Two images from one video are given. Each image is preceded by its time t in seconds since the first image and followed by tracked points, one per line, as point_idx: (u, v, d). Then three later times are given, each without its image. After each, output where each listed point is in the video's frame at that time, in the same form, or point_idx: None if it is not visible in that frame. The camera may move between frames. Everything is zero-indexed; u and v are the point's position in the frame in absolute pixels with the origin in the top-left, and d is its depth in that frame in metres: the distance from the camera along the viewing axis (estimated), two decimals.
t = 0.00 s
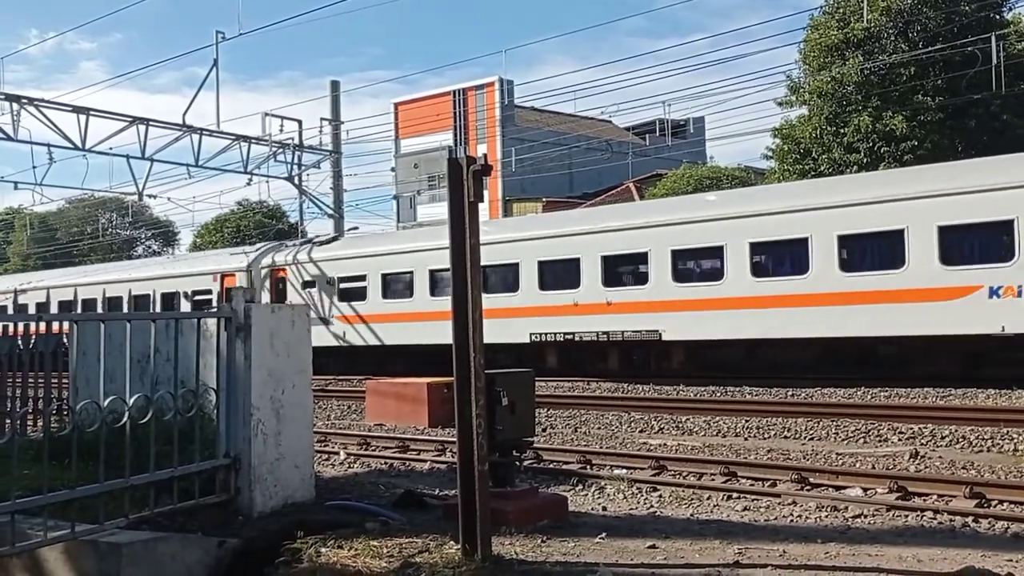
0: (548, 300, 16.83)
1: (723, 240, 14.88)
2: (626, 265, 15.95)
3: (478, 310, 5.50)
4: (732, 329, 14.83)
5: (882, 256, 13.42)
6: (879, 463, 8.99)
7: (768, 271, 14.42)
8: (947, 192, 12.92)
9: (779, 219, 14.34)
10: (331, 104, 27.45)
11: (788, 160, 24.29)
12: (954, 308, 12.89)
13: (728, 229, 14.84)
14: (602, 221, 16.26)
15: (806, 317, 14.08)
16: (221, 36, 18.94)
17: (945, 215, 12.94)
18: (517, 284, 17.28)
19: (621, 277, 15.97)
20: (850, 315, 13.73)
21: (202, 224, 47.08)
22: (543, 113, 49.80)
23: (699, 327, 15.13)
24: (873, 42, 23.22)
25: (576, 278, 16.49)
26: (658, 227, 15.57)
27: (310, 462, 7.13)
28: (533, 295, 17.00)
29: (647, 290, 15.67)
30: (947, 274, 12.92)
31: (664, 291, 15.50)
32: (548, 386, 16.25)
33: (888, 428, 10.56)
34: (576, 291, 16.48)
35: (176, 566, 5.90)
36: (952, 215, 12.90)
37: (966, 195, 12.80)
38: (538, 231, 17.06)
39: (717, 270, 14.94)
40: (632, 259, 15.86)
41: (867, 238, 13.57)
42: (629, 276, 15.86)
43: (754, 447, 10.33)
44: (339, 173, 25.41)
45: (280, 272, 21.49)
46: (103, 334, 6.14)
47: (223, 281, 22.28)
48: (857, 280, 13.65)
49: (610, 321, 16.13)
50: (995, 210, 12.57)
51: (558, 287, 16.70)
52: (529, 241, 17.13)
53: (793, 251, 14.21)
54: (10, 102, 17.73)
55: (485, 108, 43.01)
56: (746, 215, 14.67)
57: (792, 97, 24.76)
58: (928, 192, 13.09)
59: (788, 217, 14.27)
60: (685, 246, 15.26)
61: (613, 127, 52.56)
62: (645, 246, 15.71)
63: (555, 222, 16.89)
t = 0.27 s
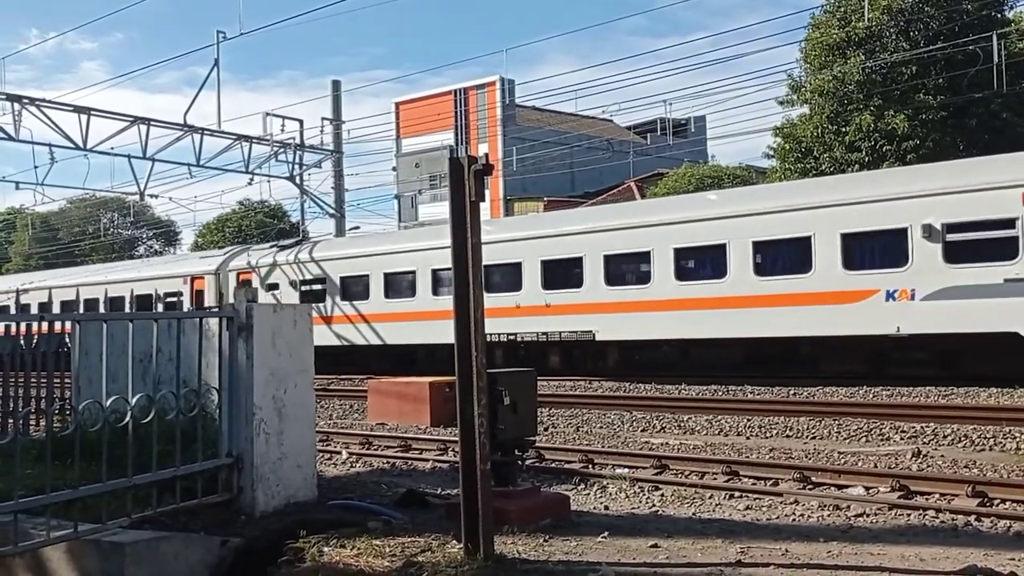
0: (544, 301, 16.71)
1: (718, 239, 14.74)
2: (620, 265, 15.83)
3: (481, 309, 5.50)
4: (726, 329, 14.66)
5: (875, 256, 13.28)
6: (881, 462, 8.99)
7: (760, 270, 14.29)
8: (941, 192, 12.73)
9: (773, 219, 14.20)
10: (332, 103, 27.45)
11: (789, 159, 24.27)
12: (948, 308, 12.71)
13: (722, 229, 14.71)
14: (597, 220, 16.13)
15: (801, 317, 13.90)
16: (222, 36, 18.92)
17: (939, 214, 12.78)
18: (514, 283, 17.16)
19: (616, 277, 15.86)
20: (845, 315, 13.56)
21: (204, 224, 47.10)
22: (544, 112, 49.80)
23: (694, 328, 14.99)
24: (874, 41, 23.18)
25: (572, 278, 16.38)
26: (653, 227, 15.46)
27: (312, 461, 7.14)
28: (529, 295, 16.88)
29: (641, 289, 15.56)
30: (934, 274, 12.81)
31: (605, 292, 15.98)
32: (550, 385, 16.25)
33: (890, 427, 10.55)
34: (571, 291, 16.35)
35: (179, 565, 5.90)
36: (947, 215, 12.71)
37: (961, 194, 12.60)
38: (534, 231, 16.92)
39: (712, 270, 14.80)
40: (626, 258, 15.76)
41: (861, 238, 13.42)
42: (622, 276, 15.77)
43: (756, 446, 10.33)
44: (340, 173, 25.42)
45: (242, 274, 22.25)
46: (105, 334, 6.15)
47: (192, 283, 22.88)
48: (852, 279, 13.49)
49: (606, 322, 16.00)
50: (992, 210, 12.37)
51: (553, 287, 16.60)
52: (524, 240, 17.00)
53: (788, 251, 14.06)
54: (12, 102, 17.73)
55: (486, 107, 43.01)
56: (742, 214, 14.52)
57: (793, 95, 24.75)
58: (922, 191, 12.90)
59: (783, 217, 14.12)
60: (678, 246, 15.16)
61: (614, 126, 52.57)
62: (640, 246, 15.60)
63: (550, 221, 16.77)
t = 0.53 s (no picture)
0: (539, 300, 16.77)
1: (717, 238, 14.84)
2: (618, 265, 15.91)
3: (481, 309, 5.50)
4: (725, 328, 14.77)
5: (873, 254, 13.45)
6: (881, 462, 8.99)
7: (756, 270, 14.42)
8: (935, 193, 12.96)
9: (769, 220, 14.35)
10: (332, 103, 27.44)
11: (790, 159, 24.26)
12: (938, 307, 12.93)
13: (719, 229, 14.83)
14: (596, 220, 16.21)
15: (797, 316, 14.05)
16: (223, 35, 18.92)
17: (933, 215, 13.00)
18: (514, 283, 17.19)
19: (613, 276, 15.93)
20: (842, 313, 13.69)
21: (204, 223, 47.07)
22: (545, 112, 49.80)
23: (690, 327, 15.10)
24: (875, 41, 23.15)
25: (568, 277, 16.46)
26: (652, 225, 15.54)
27: (313, 461, 7.14)
28: (524, 295, 16.95)
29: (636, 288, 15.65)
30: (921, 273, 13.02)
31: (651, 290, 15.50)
32: (550, 384, 16.25)
33: (890, 427, 10.55)
34: (567, 291, 16.43)
35: (179, 565, 5.89)
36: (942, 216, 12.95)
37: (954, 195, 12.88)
38: (529, 230, 17.01)
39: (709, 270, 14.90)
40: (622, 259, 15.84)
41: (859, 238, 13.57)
42: (620, 275, 15.85)
43: (756, 446, 10.33)
44: (340, 172, 25.40)
45: (207, 277, 22.77)
46: (105, 333, 6.15)
47: (158, 286, 23.67)
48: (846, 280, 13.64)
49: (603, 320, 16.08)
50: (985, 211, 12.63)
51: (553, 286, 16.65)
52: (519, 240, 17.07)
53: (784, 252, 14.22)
54: (12, 101, 17.71)
55: (487, 107, 43.01)
56: (740, 214, 14.63)
57: (794, 95, 24.74)
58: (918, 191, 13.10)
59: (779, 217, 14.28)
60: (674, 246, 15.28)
61: (614, 126, 52.60)
62: (636, 245, 15.68)
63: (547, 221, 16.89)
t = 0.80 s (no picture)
0: (549, 300, 16.92)
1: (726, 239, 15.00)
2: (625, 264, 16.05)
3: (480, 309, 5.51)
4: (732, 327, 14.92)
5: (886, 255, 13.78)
6: (879, 463, 9.00)
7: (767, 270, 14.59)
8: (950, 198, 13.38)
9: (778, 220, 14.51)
10: (332, 103, 27.43)
11: (789, 160, 24.28)
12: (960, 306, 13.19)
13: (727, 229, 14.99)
14: (606, 220, 16.38)
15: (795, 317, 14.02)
16: (223, 35, 18.94)
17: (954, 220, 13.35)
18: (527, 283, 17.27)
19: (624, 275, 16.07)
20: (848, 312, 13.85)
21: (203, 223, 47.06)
22: (544, 112, 49.81)
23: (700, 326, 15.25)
24: (874, 43, 23.18)
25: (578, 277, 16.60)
26: (660, 225, 15.70)
27: (311, 461, 7.13)
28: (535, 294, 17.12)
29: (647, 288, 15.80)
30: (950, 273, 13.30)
31: (633, 291, 15.97)
32: (549, 385, 16.26)
33: (889, 428, 10.55)
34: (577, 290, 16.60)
35: (176, 565, 5.90)
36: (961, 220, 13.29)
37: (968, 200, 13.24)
38: (538, 230, 17.20)
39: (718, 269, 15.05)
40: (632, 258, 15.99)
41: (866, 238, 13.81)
42: (629, 275, 15.99)
43: (755, 447, 10.34)
44: (339, 173, 25.40)
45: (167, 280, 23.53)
46: (103, 333, 6.14)
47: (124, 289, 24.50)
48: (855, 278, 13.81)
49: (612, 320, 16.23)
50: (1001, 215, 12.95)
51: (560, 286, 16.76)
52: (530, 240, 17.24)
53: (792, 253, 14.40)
54: (11, 100, 17.70)
55: (486, 107, 43.04)
56: (748, 214, 14.79)
57: (793, 96, 24.76)
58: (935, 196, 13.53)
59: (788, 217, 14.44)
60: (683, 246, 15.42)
61: (613, 127, 52.64)
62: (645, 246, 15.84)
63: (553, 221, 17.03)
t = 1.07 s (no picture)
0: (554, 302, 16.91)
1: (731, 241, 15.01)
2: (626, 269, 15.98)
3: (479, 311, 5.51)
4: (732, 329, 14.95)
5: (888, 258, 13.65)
6: (877, 466, 9.00)
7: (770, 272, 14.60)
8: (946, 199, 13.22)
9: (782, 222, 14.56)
10: (330, 104, 27.43)
11: (787, 162, 24.29)
12: (964, 310, 13.08)
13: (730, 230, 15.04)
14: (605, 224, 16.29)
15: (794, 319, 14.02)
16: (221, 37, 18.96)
17: (957, 220, 13.14)
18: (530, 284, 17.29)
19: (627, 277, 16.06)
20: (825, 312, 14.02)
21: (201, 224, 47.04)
22: (543, 114, 49.81)
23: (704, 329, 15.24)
24: (873, 46, 23.18)
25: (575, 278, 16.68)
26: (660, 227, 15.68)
27: (309, 463, 7.13)
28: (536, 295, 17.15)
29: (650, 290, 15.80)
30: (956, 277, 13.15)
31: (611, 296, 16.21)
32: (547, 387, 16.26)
33: (887, 431, 10.56)
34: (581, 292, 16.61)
35: (174, 566, 5.90)
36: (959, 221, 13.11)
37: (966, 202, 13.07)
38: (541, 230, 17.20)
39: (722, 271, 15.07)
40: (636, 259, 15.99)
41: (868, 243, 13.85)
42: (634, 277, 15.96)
43: (753, 449, 10.34)
44: (338, 174, 25.40)
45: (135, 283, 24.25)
46: (102, 334, 6.13)
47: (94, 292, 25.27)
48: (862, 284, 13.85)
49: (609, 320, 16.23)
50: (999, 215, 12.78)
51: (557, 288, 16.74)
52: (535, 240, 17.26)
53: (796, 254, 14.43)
54: (10, 101, 17.70)
55: (485, 109, 43.05)
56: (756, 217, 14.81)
57: (792, 99, 24.78)
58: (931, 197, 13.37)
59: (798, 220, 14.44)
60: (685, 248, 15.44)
61: (612, 129, 52.67)
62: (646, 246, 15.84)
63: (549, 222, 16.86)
